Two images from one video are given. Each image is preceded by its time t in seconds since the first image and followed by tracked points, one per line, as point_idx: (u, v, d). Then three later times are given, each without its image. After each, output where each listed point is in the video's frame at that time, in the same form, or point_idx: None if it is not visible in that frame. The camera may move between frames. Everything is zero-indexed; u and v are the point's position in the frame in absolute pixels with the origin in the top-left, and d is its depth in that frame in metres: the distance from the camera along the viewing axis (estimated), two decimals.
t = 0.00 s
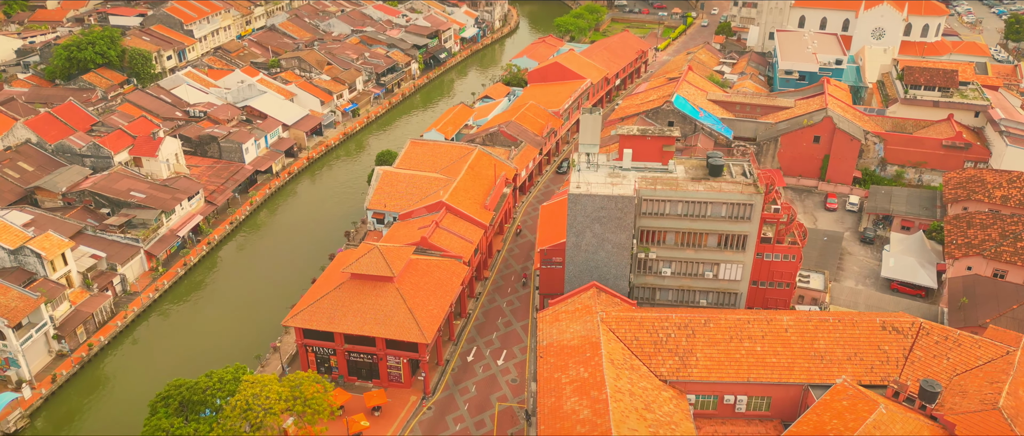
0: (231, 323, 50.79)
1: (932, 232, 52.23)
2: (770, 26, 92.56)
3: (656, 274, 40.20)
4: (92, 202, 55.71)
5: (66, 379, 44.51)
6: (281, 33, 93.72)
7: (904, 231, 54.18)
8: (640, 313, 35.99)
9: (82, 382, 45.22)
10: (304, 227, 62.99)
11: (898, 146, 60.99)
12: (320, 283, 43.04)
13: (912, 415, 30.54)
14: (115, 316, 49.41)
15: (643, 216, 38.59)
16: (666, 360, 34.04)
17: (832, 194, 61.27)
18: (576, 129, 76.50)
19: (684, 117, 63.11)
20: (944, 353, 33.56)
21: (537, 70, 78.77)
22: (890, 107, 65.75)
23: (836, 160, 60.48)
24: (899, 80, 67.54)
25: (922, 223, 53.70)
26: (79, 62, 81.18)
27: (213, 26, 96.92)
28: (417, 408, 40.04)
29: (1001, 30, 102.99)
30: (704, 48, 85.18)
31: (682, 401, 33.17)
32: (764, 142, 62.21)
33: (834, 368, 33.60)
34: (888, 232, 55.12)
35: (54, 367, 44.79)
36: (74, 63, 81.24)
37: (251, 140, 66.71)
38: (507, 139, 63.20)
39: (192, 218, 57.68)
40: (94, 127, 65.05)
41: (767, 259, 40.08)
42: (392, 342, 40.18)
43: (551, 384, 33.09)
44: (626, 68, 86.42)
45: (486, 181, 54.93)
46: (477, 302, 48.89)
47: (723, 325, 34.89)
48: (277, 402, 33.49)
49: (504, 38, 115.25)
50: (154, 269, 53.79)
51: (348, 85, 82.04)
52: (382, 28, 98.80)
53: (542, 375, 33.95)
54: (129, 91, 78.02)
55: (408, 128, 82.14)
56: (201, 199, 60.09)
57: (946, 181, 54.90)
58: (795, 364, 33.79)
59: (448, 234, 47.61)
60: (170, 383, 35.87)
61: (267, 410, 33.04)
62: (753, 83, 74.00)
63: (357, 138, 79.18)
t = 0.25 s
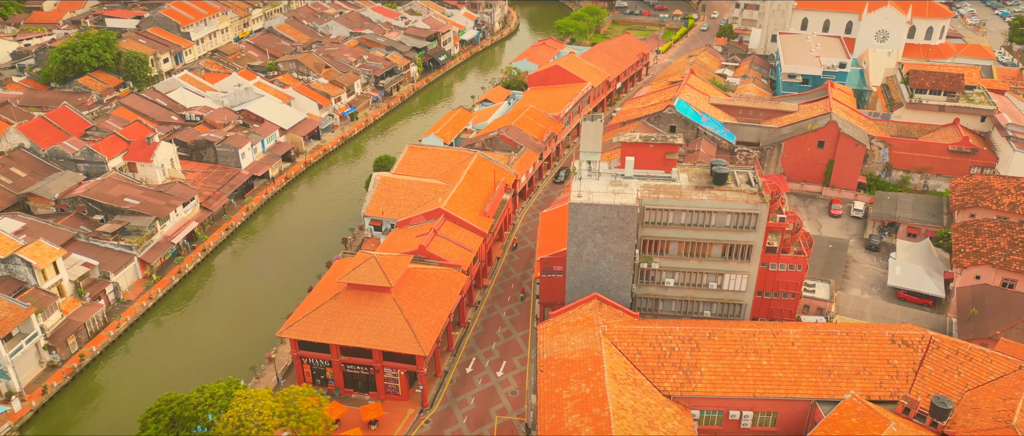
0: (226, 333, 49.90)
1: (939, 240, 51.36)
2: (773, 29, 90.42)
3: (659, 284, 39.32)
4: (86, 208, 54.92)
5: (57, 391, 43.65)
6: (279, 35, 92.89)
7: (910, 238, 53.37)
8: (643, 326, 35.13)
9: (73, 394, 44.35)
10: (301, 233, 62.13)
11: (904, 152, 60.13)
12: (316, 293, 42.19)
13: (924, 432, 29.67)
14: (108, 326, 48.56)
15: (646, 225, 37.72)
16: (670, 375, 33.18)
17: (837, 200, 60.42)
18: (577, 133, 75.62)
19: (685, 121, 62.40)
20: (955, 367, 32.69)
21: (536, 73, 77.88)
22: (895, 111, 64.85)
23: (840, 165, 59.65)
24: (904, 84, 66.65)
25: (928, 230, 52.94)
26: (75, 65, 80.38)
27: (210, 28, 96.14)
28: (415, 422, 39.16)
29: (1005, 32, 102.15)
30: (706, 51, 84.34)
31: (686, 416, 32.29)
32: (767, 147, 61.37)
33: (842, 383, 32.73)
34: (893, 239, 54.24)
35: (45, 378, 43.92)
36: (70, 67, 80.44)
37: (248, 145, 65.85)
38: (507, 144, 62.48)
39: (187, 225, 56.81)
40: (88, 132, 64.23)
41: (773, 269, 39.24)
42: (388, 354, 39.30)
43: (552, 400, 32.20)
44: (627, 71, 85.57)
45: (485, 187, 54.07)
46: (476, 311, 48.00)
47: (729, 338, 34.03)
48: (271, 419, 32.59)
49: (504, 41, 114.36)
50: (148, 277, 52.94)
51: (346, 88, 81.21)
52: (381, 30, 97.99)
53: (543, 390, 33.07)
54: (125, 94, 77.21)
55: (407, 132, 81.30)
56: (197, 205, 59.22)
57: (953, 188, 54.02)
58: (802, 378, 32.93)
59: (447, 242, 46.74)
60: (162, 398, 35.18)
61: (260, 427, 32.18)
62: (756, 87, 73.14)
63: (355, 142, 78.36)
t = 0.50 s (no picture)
0: (219, 344, 48.86)
1: (947, 248, 50.34)
2: (775, 32, 89.81)
3: (663, 297, 38.34)
4: (77, 216, 53.93)
5: (46, 405, 42.61)
6: (276, 38, 91.85)
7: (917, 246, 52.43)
8: (646, 341, 34.11)
9: (63, 408, 43.34)
10: (297, 240, 61.10)
11: (910, 158, 59.13)
12: (311, 306, 41.19)
13: None
14: (98, 337, 47.54)
15: (649, 237, 36.73)
16: (674, 393, 32.17)
17: (842, 207, 59.40)
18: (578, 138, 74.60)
19: (688, 127, 61.44)
20: (969, 385, 31.67)
21: (536, 77, 76.81)
22: (901, 117, 64.04)
23: (845, 171, 58.64)
24: (909, 89, 65.65)
25: (936, 238, 51.90)
26: (69, 69, 79.31)
27: (207, 31, 95.11)
28: None
29: (1010, 35, 101.20)
30: (708, 54, 83.32)
31: None
32: (771, 153, 60.34)
33: (852, 401, 31.72)
34: (900, 248, 53.23)
35: (34, 391, 42.89)
36: (64, 70, 79.37)
37: (243, 151, 64.78)
38: (506, 150, 61.59)
39: (180, 233, 55.76)
40: (81, 138, 63.18)
41: (779, 282, 38.25)
42: (385, 369, 38.28)
43: (553, 419, 31.19)
44: (628, 74, 84.54)
45: (484, 195, 53.06)
46: (475, 322, 46.98)
47: (735, 355, 33.02)
48: None
49: (504, 43, 113.34)
50: (140, 286, 51.93)
51: (343, 92, 80.18)
52: (379, 32, 96.96)
53: (543, 409, 32.05)
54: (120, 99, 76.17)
55: (406, 136, 80.32)
56: (191, 212, 58.17)
57: (960, 195, 53.02)
58: (811, 397, 31.91)
59: (445, 252, 45.72)
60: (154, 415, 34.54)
61: None
62: (759, 91, 72.13)
63: (353, 147, 77.39)
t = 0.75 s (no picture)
0: (213, 354, 47.94)
1: (955, 256, 49.46)
2: (778, 34, 88.95)
3: (666, 309, 37.45)
4: (70, 223, 53.09)
5: (35, 418, 41.68)
6: (274, 41, 90.97)
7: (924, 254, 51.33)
8: (649, 356, 33.21)
9: (53, 421, 42.40)
10: (294, 246, 60.22)
11: (916, 163, 58.24)
12: (306, 317, 40.31)
13: None
14: (90, 348, 46.61)
15: (652, 248, 35.85)
16: (678, 409, 31.27)
17: (847, 213, 58.51)
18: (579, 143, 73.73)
19: (690, 132, 60.59)
20: (981, 402, 30.78)
21: (537, 81, 76.02)
22: (906, 121, 62.98)
23: (850, 177, 57.75)
24: (915, 93, 64.78)
25: (943, 246, 50.97)
26: (64, 72, 78.44)
27: (204, 33, 94.28)
28: None
29: (1014, 37, 100.32)
30: (710, 57, 82.43)
31: None
32: (774, 158, 59.46)
33: (861, 419, 30.84)
34: (907, 255, 52.34)
35: (23, 404, 41.97)
36: (59, 74, 78.48)
37: (239, 156, 63.87)
38: (506, 155, 60.75)
39: (175, 240, 54.85)
40: (75, 143, 62.31)
41: (785, 293, 37.36)
42: (381, 382, 37.39)
43: None
44: (629, 77, 83.63)
45: (484, 201, 52.19)
46: (474, 332, 46.07)
47: (740, 370, 32.14)
48: None
49: (503, 45, 112.45)
50: (134, 295, 51.03)
51: (341, 96, 79.30)
52: (378, 35, 96.09)
53: (543, 426, 31.13)
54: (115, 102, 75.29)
55: (405, 140, 79.46)
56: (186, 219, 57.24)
57: (968, 202, 52.15)
58: (819, 414, 31.01)
59: (443, 260, 44.82)
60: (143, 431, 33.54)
61: None
62: (761, 95, 71.26)
63: (351, 151, 76.52)
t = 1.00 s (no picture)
0: (206, 366, 46.85)
1: (964, 266, 48.41)
2: (781, 38, 88.31)
3: (670, 324, 36.41)
4: (61, 232, 52.09)
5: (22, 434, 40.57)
6: (270, 44, 89.90)
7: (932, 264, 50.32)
8: (653, 374, 32.12)
9: None
10: (290, 255, 59.14)
11: (923, 170, 57.23)
12: (300, 331, 39.24)
13: None
14: (80, 361, 45.51)
15: (655, 261, 34.78)
16: (683, 431, 30.18)
17: (853, 221, 57.47)
18: (579, 148, 72.71)
19: (693, 139, 59.64)
20: (997, 422, 29.69)
21: (537, 85, 75.10)
22: (913, 127, 61.99)
23: (856, 184, 56.68)
24: (921, 98, 63.78)
25: (951, 255, 49.93)
26: (57, 76, 77.33)
27: (200, 37, 93.21)
28: None
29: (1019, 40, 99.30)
30: (712, 61, 81.38)
31: None
32: (779, 165, 58.43)
33: None
34: (914, 265, 51.31)
35: (10, 419, 40.87)
36: (52, 78, 77.39)
37: (234, 162, 62.80)
38: (506, 162, 59.80)
39: (168, 249, 53.77)
40: (67, 149, 61.26)
41: (792, 307, 36.39)
42: (377, 399, 36.34)
43: None
44: (631, 81, 82.52)
45: (483, 210, 51.16)
46: (473, 345, 45.01)
47: (747, 390, 31.11)
48: None
49: (503, 48, 111.41)
50: (125, 306, 49.96)
51: (339, 101, 78.23)
52: (376, 38, 95.06)
53: None
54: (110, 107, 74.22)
55: (403, 145, 78.43)
56: (180, 227, 56.15)
57: (977, 210, 51.15)
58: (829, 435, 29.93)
59: (441, 272, 43.76)
60: None
61: None
62: (765, 99, 70.23)
63: (349, 156, 75.51)
